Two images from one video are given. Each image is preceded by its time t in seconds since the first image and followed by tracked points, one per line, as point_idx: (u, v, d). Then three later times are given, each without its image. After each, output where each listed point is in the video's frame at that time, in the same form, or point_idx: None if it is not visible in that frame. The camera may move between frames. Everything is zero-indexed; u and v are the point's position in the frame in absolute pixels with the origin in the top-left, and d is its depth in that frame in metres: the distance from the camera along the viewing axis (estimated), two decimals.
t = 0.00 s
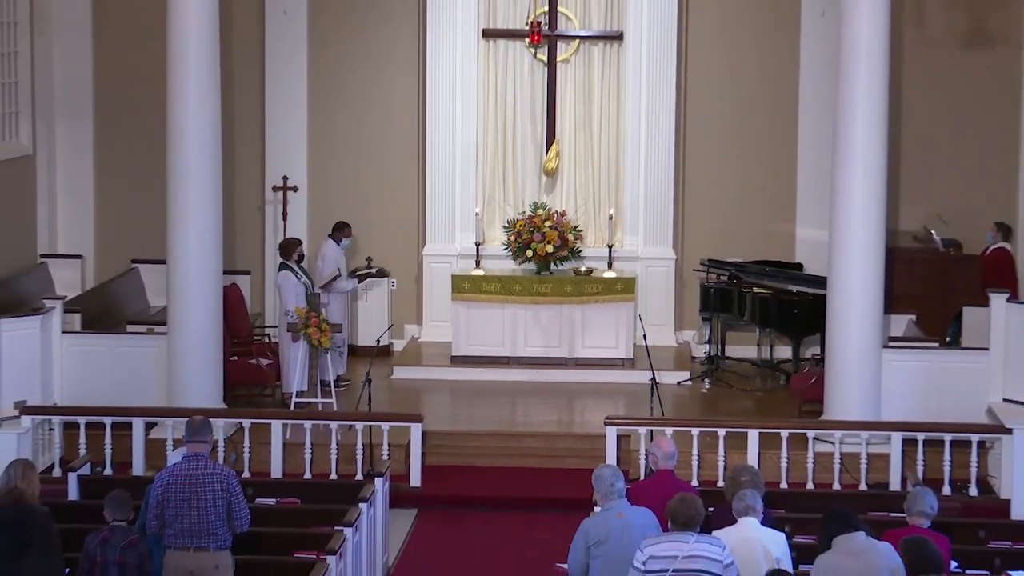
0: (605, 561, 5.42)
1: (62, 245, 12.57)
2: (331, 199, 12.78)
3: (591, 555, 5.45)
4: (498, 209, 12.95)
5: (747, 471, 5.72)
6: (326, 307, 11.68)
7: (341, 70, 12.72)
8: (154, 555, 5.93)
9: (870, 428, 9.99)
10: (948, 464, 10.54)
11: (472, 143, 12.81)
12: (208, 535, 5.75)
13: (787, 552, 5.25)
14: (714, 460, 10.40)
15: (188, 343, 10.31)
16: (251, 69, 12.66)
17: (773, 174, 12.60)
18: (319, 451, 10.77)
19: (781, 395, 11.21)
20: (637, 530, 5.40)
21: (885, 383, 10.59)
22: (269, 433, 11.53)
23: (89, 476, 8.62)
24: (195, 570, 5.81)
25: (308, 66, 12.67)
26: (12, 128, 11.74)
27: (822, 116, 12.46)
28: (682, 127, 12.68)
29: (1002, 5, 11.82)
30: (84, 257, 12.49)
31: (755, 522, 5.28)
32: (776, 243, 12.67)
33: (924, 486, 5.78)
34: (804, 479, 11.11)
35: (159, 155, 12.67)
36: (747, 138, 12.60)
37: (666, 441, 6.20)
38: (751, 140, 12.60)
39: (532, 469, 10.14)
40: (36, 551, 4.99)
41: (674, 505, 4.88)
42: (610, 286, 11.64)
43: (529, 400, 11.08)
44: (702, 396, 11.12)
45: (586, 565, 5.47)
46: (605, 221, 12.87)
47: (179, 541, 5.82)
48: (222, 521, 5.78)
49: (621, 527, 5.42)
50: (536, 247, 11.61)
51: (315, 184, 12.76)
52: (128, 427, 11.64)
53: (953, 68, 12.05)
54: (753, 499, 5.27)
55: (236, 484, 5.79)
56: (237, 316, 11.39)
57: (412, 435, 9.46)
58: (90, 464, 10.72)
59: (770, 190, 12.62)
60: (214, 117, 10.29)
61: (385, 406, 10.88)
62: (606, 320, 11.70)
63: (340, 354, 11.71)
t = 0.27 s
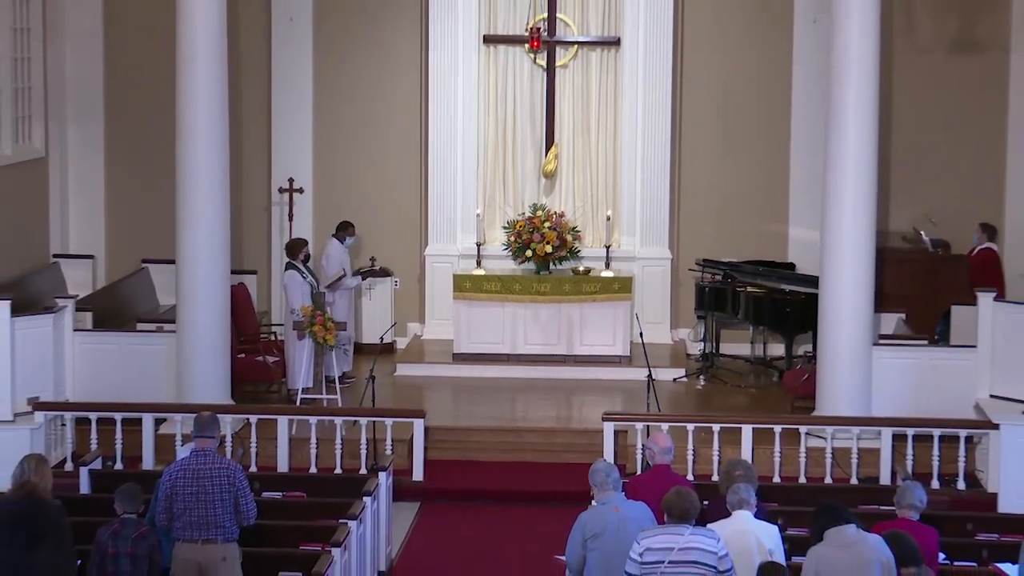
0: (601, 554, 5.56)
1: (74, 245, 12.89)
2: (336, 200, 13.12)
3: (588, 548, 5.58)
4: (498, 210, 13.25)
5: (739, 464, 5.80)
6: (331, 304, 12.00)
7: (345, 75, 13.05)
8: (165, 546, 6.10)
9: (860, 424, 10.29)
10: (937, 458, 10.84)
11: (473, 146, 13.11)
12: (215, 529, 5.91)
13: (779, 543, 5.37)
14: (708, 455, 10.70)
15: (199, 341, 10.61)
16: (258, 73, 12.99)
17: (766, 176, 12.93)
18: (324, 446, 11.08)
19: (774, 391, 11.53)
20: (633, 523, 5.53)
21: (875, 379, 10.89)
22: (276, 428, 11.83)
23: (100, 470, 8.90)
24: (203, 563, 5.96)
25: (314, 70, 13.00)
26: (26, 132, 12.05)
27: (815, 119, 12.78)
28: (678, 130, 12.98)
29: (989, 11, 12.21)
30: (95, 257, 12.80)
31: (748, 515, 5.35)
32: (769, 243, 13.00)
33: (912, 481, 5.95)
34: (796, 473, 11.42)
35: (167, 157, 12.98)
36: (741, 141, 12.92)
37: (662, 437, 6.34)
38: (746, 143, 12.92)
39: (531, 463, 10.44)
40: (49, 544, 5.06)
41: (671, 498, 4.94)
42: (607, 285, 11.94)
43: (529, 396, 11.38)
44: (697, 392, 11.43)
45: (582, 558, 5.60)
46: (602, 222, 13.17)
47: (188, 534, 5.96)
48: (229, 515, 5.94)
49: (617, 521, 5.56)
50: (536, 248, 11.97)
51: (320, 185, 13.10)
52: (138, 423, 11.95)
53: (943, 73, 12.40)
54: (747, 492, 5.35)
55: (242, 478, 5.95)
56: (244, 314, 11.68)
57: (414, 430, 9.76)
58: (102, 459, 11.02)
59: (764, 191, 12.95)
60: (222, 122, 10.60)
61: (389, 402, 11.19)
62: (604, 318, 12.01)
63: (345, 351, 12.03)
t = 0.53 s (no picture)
0: (597, 542, 5.97)
1: (86, 243, 13.26)
2: (341, 199, 13.48)
3: (584, 537, 5.99)
4: (499, 209, 13.60)
5: (732, 457, 6.10)
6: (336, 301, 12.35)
7: (350, 78, 13.40)
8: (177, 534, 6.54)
9: (849, 417, 10.63)
10: (924, 450, 11.18)
11: (474, 147, 13.46)
12: (224, 517, 6.34)
13: (771, 533, 5.82)
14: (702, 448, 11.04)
15: (209, 336, 10.99)
16: (266, 76, 13.36)
17: (759, 176, 13.29)
18: (330, 438, 11.45)
19: (767, 385, 11.89)
20: (628, 514, 5.96)
21: (863, 373, 11.25)
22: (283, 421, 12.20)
23: (113, 462, 9.25)
24: (213, 550, 6.38)
25: (320, 73, 13.37)
26: (40, 134, 12.40)
27: (806, 121, 13.17)
28: (673, 132, 13.35)
29: (973, 16, 12.65)
30: (108, 256, 13.16)
31: (740, 505, 5.80)
32: (763, 242, 13.35)
33: (900, 471, 6.26)
34: (788, 464, 11.78)
35: (177, 158, 13.34)
36: (735, 142, 13.29)
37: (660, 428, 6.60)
38: (740, 144, 13.28)
39: (531, 455, 10.79)
40: (62, 530, 6.03)
41: (667, 488, 5.47)
42: (604, 282, 12.31)
43: (529, 390, 11.75)
44: (692, 386, 11.79)
45: (579, 546, 6.01)
46: (600, 221, 13.53)
47: (198, 523, 6.39)
48: (238, 505, 6.37)
49: (612, 511, 5.97)
50: (535, 245, 12.33)
51: (326, 185, 13.46)
52: (150, 416, 12.32)
53: (929, 76, 12.82)
54: (740, 484, 5.80)
55: (249, 470, 6.41)
56: (253, 310, 11.98)
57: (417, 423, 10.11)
58: (114, 451, 11.36)
59: (758, 191, 13.30)
60: (231, 124, 10.96)
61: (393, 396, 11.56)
62: (602, 314, 12.38)
63: (349, 346, 12.39)
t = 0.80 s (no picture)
0: (593, 533, 6.13)
1: (98, 241, 13.61)
2: (347, 199, 13.86)
3: (581, 527, 6.15)
4: (500, 209, 13.95)
5: (725, 448, 6.37)
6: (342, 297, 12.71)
7: (354, 81, 13.78)
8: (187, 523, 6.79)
9: (839, 410, 10.98)
10: (913, 442, 11.52)
11: (475, 149, 13.82)
12: (233, 508, 6.60)
13: (764, 523, 5.94)
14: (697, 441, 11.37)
15: (219, 332, 11.34)
16: (273, 78, 13.73)
17: (753, 176, 13.69)
18: (335, 431, 11.80)
19: (760, 380, 12.24)
20: (624, 504, 6.11)
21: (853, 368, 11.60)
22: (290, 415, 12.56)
23: (125, 454, 9.60)
24: (221, 540, 6.64)
25: (325, 76, 13.74)
26: (54, 135, 12.76)
27: (799, 122, 13.53)
28: (669, 133, 13.72)
29: (960, 20, 13.04)
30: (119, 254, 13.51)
31: (734, 496, 5.93)
32: (755, 241, 13.78)
33: (888, 462, 6.40)
34: (780, 456, 12.13)
35: (186, 158, 13.70)
36: (730, 143, 13.68)
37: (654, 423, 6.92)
38: (735, 144, 13.68)
39: (530, 447, 11.14)
40: (75, 522, 6.21)
41: (662, 481, 5.53)
42: (601, 279, 12.71)
43: (528, 384, 12.10)
44: (687, 380, 12.13)
45: (576, 537, 6.18)
46: (598, 220, 13.88)
47: (208, 513, 6.65)
48: (247, 496, 6.64)
49: (607, 502, 6.12)
50: (534, 244, 12.69)
51: (332, 185, 13.84)
52: (160, 409, 12.67)
53: (917, 79, 13.19)
54: (734, 475, 5.96)
55: (258, 462, 6.66)
56: (261, 306, 12.29)
57: (420, 416, 10.46)
58: (126, 443, 11.71)
59: (752, 190, 13.71)
60: (240, 127, 11.32)
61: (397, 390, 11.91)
62: (600, 310, 12.75)
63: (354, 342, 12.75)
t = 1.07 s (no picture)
0: (590, 524, 6.31)
1: (108, 240, 13.93)
2: (350, 198, 14.19)
3: (579, 519, 6.33)
4: (500, 208, 14.27)
5: (721, 442, 6.50)
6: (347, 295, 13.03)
7: (358, 82, 14.10)
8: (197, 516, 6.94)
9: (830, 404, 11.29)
10: (903, 436, 11.82)
11: (476, 149, 14.16)
12: (240, 499, 6.74)
13: (759, 514, 6.11)
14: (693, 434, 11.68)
15: (227, 328, 11.66)
16: (278, 80, 14.06)
17: (747, 176, 14.02)
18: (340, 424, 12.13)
19: (754, 374, 12.56)
20: (620, 497, 6.28)
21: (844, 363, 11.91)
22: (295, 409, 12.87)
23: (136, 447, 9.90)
24: (231, 531, 6.79)
25: (330, 78, 14.06)
26: (66, 136, 13.08)
27: (792, 123, 13.86)
28: (665, 133, 14.05)
29: (949, 24, 13.39)
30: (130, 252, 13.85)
31: (729, 488, 6.10)
32: (750, 239, 14.09)
33: (879, 456, 6.48)
34: (773, 448, 12.45)
35: (194, 158, 14.02)
36: (725, 144, 14.01)
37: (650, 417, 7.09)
38: (730, 145, 14.00)
39: (530, 440, 11.47)
40: (88, 511, 6.37)
41: (659, 474, 5.71)
42: (598, 277, 13.01)
43: (528, 378, 12.42)
44: (683, 375, 12.45)
45: (574, 528, 6.36)
46: (596, 219, 14.18)
47: (217, 505, 6.79)
48: (254, 488, 6.78)
49: (604, 494, 6.29)
50: (534, 243, 13.02)
51: (336, 184, 14.17)
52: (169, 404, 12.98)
53: (907, 81, 13.53)
54: (728, 467, 6.08)
55: (265, 454, 6.81)
56: (267, 304, 12.60)
57: (423, 411, 10.78)
58: (136, 437, 12.02)
59: (747, 189, 14.05)
60: (247, 128, 11.63)
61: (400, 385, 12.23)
62: (598, 305, 13.09)
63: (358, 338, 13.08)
